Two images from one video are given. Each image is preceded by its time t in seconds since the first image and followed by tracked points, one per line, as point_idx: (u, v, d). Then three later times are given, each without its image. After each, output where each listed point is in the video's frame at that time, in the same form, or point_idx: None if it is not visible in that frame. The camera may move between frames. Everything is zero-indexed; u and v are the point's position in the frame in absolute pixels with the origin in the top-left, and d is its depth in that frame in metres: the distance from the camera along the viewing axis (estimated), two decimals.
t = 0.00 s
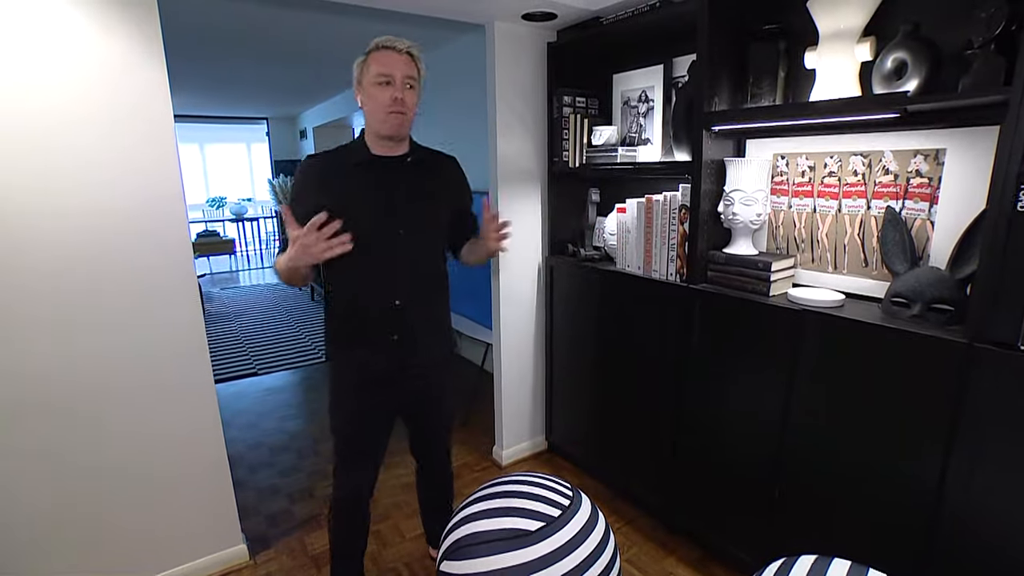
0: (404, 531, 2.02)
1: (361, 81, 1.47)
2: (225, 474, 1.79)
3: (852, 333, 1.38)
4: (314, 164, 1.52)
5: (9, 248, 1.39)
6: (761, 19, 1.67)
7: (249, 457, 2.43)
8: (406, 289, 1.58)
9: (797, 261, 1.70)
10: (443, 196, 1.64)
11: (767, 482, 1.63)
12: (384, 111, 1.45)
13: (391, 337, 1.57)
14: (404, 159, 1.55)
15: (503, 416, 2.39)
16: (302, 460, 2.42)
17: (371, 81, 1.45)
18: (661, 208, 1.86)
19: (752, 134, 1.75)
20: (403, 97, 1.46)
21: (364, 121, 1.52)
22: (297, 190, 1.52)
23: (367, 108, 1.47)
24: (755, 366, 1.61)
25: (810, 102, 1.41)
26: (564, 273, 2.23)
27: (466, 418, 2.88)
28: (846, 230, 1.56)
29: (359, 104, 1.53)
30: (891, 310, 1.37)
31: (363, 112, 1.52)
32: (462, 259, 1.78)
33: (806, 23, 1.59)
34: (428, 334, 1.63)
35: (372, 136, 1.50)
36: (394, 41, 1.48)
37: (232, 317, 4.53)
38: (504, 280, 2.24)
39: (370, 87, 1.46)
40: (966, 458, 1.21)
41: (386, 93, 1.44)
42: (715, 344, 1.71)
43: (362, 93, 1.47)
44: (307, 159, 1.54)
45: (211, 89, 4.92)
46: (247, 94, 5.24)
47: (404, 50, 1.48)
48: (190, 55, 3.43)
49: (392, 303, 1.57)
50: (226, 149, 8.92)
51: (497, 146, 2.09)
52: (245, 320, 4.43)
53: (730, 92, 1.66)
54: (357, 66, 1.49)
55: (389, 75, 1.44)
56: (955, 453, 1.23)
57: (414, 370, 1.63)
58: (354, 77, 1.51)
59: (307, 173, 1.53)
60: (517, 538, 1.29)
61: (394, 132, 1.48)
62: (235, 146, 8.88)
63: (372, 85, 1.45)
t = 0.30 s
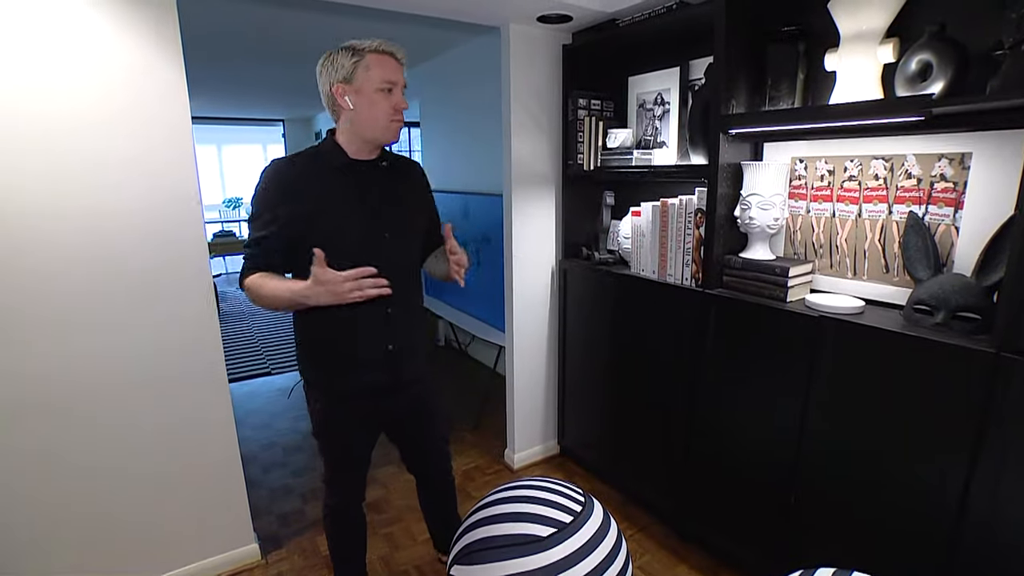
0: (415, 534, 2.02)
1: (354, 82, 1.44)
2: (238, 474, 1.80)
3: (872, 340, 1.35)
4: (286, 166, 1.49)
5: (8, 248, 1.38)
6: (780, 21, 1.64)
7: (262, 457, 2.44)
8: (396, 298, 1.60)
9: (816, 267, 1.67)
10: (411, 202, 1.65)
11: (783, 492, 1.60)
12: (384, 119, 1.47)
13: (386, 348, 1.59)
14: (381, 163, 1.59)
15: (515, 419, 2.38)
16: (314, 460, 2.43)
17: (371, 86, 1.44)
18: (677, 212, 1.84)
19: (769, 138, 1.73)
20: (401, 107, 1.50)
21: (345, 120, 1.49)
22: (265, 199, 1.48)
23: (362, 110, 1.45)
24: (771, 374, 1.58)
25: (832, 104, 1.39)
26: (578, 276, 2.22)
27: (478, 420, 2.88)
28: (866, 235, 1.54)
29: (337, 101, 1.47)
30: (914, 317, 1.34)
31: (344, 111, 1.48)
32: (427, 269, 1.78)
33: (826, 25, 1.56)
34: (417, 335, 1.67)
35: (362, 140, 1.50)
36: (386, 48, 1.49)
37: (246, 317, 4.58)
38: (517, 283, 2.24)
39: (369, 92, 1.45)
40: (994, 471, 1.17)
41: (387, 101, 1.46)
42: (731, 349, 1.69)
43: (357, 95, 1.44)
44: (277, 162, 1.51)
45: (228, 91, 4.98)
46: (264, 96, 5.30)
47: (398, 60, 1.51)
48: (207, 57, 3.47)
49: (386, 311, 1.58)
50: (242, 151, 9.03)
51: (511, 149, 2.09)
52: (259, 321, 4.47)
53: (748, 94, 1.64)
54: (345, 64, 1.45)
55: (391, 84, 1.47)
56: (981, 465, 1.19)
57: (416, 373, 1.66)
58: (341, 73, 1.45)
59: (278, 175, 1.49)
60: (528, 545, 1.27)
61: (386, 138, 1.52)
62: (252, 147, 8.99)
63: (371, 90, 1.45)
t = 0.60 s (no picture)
0: (423, 535, 2.02)
1: (373, 88, 1.46)
2: (249, 471, 1.83)
3: (886, 348, 1.33)
4: (307, 170, 1.48)
5: (20, 246, 1.41)
6: (795, 24, 1.62)
7: (274, 455, 2.47)
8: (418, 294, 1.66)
9: (830, 272, 1.65)
10: (413, 202, 1.70)
11: (794, 499, 1.58)
12: (400, 124, 1.52)
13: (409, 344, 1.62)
14: (389, 163, 1.63)
15: (525, 422, 2.38)
16: (325, 459, 2.45)
17: (390, 93, 1.47)
18: (689, 216, 1.83)
19: (783, 142, 1.71)
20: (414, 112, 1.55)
21: (360, 125, 1.50)
22: (273, 197, 1.47)
23: (380, 116, 1.48)
24: (783, 381, 1.57)
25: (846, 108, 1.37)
26: (589, 279, 2.22)
27: (489, 423, 2.88)
28: (882, 241, 1.51)
29: (353, 105, 1.48)
30: (930, 325, 1.32)
31: (359, 116, 1.49)
32: (467, 241, 1.91)
33: (843, 27, 1.55)
34: (432, 336, 1.72)
35: (377, 145, 1.53)
36: (397, 53, 1.51)
37: (262, 317, 4.63)
38: (529, 286, 2.24)
39: (388, 99, 1.48)
40: (1011, 482, 1.15)
41: (404, 107, 1.50)
42: (742, 354, 1.67)
43: (376, 101, 1.47)
44: (293, 167, 1.48)
45: (246, 94, 5.05)
46: (281, 99, 5.36)
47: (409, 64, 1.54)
48: (226, 61, 3.53)
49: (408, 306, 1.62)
50: (261, 153, 9.15)
51: (523, 152, 2.09)
52: (274, 321, 4.53)
53: (762, 98, 1.63)
54: (363, 70, 1.45)
55: (407, 90, 1.50)
56: (999, 476, 1.17)
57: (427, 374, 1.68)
58: (359, 79, 1.45)
59: (298, 179, 1.47)
60: (535, 548, 1.27)
61: (399, 142, 1.56)
62: (270, 149, 9.10)
63: (390, 96, 1.47)
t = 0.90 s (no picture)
0: (419, 527, 2.05)
1: (414, 94, 1.47)
2: (247, 463, 1.85)
3: (875, 346, 1.34)
4: (346, 164, 1.50)
5: (20, 241, 1.43)
6: (791, 22, 1.62)
7: (274, 448, 2.51)
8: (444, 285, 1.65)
9: (823, 270, 1.65)
10: (450, 197, 1.70)
11: (784, 496, 1.60)
12: (435, 130, 1.53)
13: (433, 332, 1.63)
14: (427, 160, 1.63)
15: (522, 417, 2.40)
16: (324, 452, 2.48)
17: (429, 100, 1.48)
18: (684, 213, 1.83)
19: (779, 139, 1.72)
20: (449, 119, 1.56)
21: (398, 128, 1.51)
22: (317, 188, 1.49)
23: (418, 122, 1.49)
24: (775, 378, 1.57)
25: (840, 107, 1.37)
26: (586, 275, 2.23)
27: (487, 417, 2.90)
28: (875, 239, 1.51)
29: (393, 108, 1.49)
30: (921, 324, 1.32)
31: (398, 119, 1.50)
32: (530, 212, 1.88)
33: (838, 24, 1.54)
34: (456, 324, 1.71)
35: (415, 147, 1.54)
36: (439, 60, 1.52)
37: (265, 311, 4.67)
38: (526, 282, 2.25)
39: (427, 106, 1.48)
40: (996, 481, 1.16)
41: (441, 114, 1.52)
42: (735, 351, 1.68)
43: (415, 107, 1.47)
44: (334, 160, 1.50)
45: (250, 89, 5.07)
46: (284, 94, 5.38)
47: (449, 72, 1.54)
48: (229, 56, 3.54)
49: (433, 297, 1.63)
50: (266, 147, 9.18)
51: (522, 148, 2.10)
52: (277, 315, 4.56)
53: (757, 95, 1.63)
54: (406, 75, 1.46)
55: (445, 98, 1.51)
56: (984, 475, 1.17)
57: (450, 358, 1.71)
58: (401, 84, 1.46)
59: (339, 173, 1.49)
60: (523, 540, 1.29)
61: (433, 147, 1.57)
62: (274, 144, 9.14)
63: (429, 104, 1.48)
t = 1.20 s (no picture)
0: (416, 522, 2.08)
1: (440, 105, 1.47)
2: (245, 459, 1.88)
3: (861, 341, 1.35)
4: (374, 164, 1.54)
5: (20, 242, 1.46)
6: (780, 19, 1.64)
7: (274, 444, 2.54)
8: (456, 283, 1.63)
9: (813, 266, 1.66)
10: (481, 200, 1.68)
11: (774, 491, 1.61)
12: (458, 143, 1.51)
13: (438, 327, 1.62)
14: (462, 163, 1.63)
15: (519, 413, 2.42)
16: (323, 448, 2.51)
17: (453, 113, 1.46)
18: (676, 210, 1.85)
19: (769, 136, 1.73)
20: (478, 134, 1.51)
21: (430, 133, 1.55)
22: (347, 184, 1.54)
23: (441, 132, 1.50)
24: (766, 373, 1.59)
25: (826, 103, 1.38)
26: (582, 272, 2.25)
27: (485, 414, 2.93)
28: (863, 235, 1.53)
29: (426, 114, 1.53)
30: (908, 319, 1.33)
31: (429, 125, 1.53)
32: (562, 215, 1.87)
33: (826, 20, 1.55)
34: (471, 321, 1.70)
35: (443, 154, 1.55)
36: (477, 74, 1.47)
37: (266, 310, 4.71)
38: (522, 279, 2.27)
39: (450, 119, 1.47)
40: (979, 475, 1.17)
41: (465, 128, 1.48)
42: (726, 347, 1.69)
43: (439, 118, 1.48)
44: (364, 160, 1.55)
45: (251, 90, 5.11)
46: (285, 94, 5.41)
47: (486, 87, 1.48)
48: (229, 57, 3.58)
49: (441, 293, 1.61)
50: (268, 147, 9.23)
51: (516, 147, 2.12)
52: (278, 314, 4.60)
53: (747, 93, 1.64)
54: (436, 86, 1.46)
55: (473, 113, 1.47)
56: (967, 468, 1.18)
57: (460, 355, 1.68)
58: (432, 94, 1.47)
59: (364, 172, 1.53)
60: (514, 533, 1.31)
61: (461, 157, 1.56)
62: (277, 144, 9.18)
63: (452, 116, 1.47)
